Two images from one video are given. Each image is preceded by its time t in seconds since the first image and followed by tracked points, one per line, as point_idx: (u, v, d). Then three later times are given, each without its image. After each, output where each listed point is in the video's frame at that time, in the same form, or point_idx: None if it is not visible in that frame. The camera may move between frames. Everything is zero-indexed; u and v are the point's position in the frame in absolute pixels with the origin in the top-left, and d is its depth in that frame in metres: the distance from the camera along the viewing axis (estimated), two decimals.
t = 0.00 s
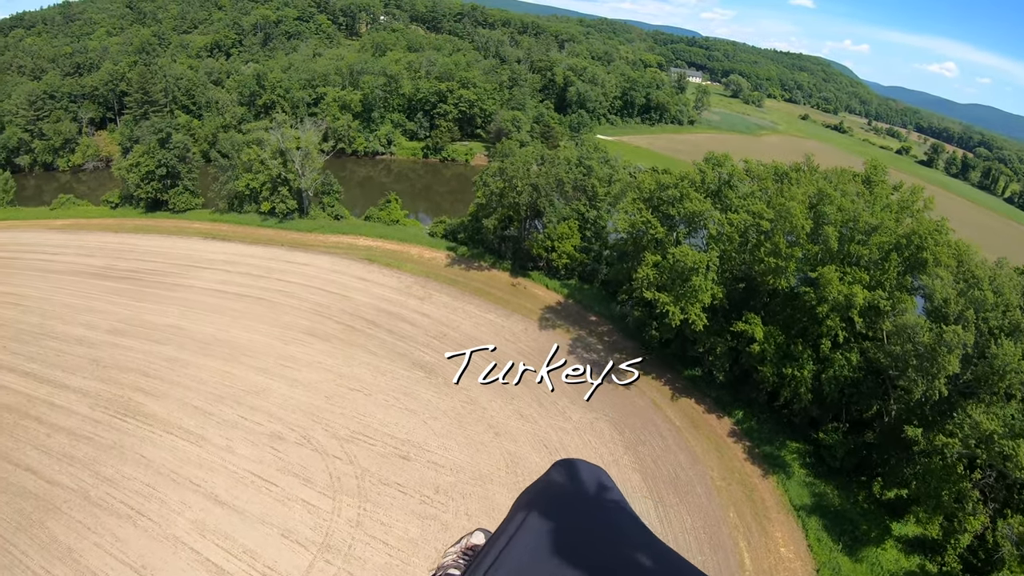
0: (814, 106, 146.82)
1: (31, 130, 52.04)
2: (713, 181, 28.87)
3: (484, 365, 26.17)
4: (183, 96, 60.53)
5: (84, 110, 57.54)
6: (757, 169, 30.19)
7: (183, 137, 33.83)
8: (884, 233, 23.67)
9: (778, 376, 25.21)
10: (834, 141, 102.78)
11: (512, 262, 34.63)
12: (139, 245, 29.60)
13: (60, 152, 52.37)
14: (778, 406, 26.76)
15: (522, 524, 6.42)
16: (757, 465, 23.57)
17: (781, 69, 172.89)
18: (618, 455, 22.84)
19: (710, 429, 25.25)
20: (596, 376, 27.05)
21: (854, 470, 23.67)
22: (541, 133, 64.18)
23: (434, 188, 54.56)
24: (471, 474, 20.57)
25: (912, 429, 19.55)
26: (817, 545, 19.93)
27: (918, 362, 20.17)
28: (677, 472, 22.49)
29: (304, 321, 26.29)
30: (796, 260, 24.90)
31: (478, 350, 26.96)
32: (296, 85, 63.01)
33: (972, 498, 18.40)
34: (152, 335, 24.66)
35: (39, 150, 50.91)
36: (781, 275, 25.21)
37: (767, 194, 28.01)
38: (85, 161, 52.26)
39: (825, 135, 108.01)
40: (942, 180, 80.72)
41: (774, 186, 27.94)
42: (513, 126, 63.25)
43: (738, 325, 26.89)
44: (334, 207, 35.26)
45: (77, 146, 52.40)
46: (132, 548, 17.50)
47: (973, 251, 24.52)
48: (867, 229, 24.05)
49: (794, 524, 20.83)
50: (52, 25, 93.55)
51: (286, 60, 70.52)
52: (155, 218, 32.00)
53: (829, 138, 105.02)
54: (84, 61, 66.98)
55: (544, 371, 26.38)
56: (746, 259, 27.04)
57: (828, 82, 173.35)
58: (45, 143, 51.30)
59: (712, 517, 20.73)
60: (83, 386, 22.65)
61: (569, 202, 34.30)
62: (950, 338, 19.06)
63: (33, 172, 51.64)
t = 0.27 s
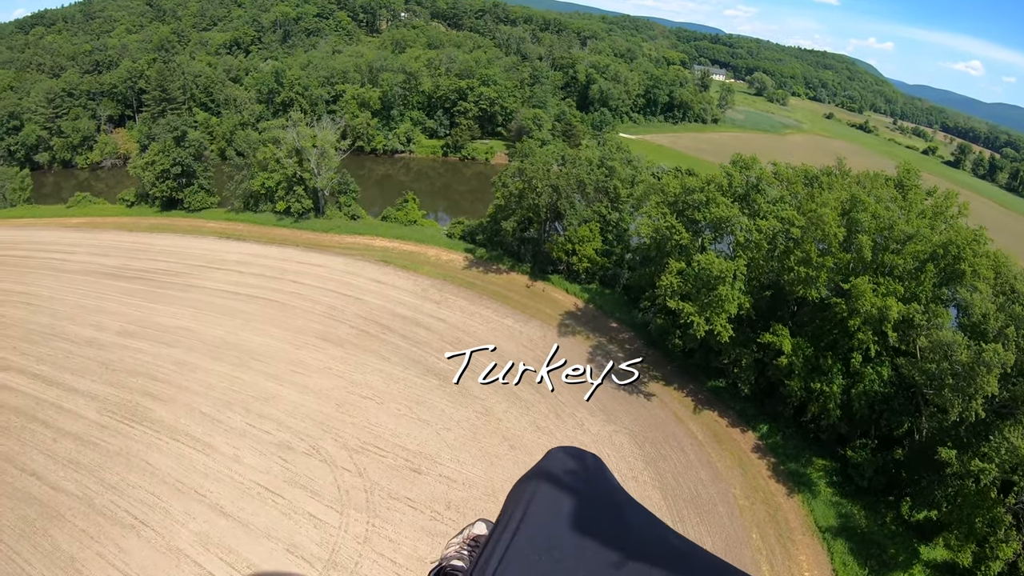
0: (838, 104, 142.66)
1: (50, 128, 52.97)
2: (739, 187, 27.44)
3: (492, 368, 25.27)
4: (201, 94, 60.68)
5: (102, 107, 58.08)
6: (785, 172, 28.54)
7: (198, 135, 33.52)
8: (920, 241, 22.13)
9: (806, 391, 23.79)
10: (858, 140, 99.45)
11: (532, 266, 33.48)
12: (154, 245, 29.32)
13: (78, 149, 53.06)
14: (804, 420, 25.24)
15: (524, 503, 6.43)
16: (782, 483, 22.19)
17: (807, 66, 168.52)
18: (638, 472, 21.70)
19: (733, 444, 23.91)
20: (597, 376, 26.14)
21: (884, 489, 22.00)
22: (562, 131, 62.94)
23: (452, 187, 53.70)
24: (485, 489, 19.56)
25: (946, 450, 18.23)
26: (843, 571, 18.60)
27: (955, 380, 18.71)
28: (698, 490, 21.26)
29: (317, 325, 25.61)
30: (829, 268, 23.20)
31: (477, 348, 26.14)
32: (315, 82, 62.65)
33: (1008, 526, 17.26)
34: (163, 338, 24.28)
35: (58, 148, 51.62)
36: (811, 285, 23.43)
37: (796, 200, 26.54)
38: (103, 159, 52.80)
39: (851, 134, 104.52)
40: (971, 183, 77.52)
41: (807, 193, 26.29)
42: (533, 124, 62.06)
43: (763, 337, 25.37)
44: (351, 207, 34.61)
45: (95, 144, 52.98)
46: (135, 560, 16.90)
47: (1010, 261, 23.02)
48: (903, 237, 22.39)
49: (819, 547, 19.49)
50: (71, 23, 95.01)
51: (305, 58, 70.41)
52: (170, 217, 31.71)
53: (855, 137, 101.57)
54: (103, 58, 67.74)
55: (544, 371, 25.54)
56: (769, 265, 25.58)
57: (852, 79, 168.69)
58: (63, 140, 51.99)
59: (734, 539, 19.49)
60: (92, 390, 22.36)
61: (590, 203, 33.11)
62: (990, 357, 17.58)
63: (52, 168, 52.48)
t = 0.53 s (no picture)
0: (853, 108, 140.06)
1: (60, 129, 53.14)
2: (755, 198, 25.94)
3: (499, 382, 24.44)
4: (211, 95, 60.79)
5: (113, 109, 58.28)
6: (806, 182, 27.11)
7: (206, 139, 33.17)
8: (949, 256, 20.87)
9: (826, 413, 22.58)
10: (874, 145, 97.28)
11: (543, 275, 32.51)
12: (159, 250, 28.95)
13: (88, 150, 53.40)
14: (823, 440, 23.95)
15: (526, 492, 5.03)
16: (799, 508, 21.09)
17: (824, 70, 165.95)
18: (649, 495, 20.74)
19: (749, 465, 22.82)
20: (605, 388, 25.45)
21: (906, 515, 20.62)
22: (576, 136, 62.00)
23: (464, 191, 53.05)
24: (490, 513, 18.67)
25: (974, 479, 16.96)
26: None
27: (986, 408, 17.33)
28: (711, 514, 20.26)
29: (321, 335, 24.97)
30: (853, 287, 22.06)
31: (477, 348, 25.99)
32: (326, 84, 62.34)
33: None
34: (165, 347, 23.80)
35: (68, 149, 51.97)
36: (834, 302, 22.37)
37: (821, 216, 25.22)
38: (113, 160, 52.99)
39: (868, 140, 102.33)
40: (990, 191, 75.43)
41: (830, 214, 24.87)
42: (546, 129, 61.21)
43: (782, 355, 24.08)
44: (359, 213, 34.07)
45: (105, 145, 53.28)
46: None
47: None
48: (931, 253, 21.14)
49: None
50: (85, 24, 96.01)
51: (317, 59, 70.23)
52: (177, 221, 31.34)
53: (871, 143, 99.37)
54: (114, 60, 68.15)
55: (544, 371, 25.39)
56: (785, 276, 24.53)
57: (868, 84, 165.77)
58: (74, 141, 52.37)
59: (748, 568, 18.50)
60: (92, 399, 21.91)
61: (603, 211, 32.17)
62: None
63: (63, 169, 52.93)
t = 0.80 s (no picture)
0: (866, 115, 138.06)
1: (68, 136, 53.36)
2: (773, 213, 24.73)
3: (507, 402, 23.52)
4: (220, 103, 60.88)
5: (121, 116, 58.43)
6: (826, 194, 25.88)
7: (211, 148, 32.74)
8: (976, 274, 20.02)
9: (847, 438, 21.40)
10: (887, 153, 95.66)
11: (553, 289, 31.73)
12: (164, 261, 28.59)
13: (97, 157, 53.69)
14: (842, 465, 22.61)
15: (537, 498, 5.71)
16: (816, 537, 20.00)
17: (837, 78, 164.02)
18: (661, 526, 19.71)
19: (765, 492, 21.68)
20: (620, 411, 24.54)
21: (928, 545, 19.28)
22: (587, 144, 61.31)
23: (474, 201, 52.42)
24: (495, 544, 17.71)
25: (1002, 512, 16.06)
26: None
27: (1017, 440, 16.31)
28: (726, 545, 19.21)
29: (324, 351, 24.31)
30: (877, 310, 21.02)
31: (481, 358, 25.56)
32: (335, 92, 62.08)
33: None
34: (165, 361, 23.27)
35: (76, 156, 52.31)
36: (857, 323, 21.13)
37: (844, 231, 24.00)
38: (121, 168, 53.09)
39: (883, 148, 100.53)
40: (1008, 200, 73.78)
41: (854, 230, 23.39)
42: (558, 137, 60.48)
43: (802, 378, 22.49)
44: (365, 224, 33.57)
45: (112, 153, 53.43)
46: None
47: None
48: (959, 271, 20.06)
49: None
50: (93, 31, 96.97)
51: (326, 67, 70.12)
52: (181, 231, 31.12)
53: (885, 150, 97.67)
54: (124, 67, 68.31)
55: (556, 394, 24.38)
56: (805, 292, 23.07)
57: (881, 91, 163.76)
58: (82, 148, 52.70)
59: None
60: (88, 415, 21.34)
61: (615, 223, 31.11)
62: None
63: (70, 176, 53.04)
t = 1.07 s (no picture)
0: (885, 138, 136.16)
1: (82, 141, 54.50)
2: (795, 242, 23.63)
3: (514, 430, 22.46)
4: (235, 112, 61.25)
5: (136, 122, 58.65)
6: (851, 224, 24.42)
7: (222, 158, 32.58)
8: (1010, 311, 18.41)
9: (868, 480, 19.92)
10: (906, 175, 94.00)
11: (565, 313, 31.00)
12: (170, 271, 28.23)
13: (110, 162, 54.40)
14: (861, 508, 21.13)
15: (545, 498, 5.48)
16: None
17: (855, 100, 162.59)
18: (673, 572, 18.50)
19: (780, 534, 20.43)
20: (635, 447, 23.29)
21: None
22: (604, 163, 60.70)
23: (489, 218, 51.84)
24: None
25: None
26: None
27: None
28: None
29: (326, 371, 23.55)
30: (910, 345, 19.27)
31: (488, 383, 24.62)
32: (350, 104, 62.08)
33: None
34: (164, 375, 22.62)
35: (89, 161, 53.14)
36: (886, 360, 19.47)
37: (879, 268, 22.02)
38: (134, 174, 53.35)
39: (904, 171, 98.72)
40: None
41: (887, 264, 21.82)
42: (574, 154, 59.83)
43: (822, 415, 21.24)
44: (375, 240, 33.28)
45: (126, 159, 53.76)
46: None
47: None
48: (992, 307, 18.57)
49: None
50: (113, 37, 98.38)
51: (342, 79, 70.33)
52: (189, 241, 31.04)
53: (904, 173, 96.01)
54: (140, 73, 68.62)
55: (567, 423, 23.22)
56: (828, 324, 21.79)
57: (899, 113, 161.92)
58: (96, 153, 53.44)
59: None
60: (82, 429, 20.66)
61: (630, 247, 30.16)
62: None
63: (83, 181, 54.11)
